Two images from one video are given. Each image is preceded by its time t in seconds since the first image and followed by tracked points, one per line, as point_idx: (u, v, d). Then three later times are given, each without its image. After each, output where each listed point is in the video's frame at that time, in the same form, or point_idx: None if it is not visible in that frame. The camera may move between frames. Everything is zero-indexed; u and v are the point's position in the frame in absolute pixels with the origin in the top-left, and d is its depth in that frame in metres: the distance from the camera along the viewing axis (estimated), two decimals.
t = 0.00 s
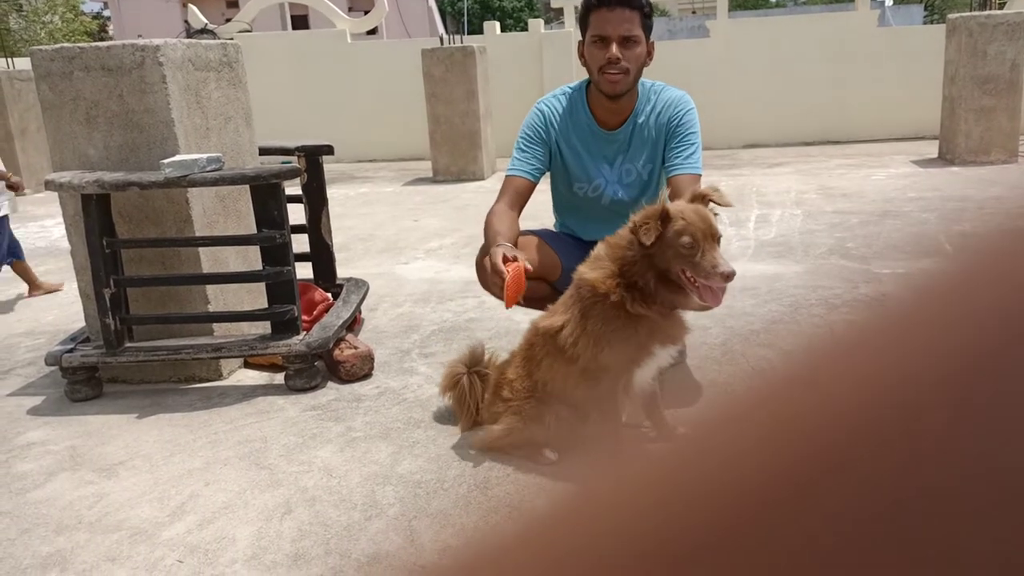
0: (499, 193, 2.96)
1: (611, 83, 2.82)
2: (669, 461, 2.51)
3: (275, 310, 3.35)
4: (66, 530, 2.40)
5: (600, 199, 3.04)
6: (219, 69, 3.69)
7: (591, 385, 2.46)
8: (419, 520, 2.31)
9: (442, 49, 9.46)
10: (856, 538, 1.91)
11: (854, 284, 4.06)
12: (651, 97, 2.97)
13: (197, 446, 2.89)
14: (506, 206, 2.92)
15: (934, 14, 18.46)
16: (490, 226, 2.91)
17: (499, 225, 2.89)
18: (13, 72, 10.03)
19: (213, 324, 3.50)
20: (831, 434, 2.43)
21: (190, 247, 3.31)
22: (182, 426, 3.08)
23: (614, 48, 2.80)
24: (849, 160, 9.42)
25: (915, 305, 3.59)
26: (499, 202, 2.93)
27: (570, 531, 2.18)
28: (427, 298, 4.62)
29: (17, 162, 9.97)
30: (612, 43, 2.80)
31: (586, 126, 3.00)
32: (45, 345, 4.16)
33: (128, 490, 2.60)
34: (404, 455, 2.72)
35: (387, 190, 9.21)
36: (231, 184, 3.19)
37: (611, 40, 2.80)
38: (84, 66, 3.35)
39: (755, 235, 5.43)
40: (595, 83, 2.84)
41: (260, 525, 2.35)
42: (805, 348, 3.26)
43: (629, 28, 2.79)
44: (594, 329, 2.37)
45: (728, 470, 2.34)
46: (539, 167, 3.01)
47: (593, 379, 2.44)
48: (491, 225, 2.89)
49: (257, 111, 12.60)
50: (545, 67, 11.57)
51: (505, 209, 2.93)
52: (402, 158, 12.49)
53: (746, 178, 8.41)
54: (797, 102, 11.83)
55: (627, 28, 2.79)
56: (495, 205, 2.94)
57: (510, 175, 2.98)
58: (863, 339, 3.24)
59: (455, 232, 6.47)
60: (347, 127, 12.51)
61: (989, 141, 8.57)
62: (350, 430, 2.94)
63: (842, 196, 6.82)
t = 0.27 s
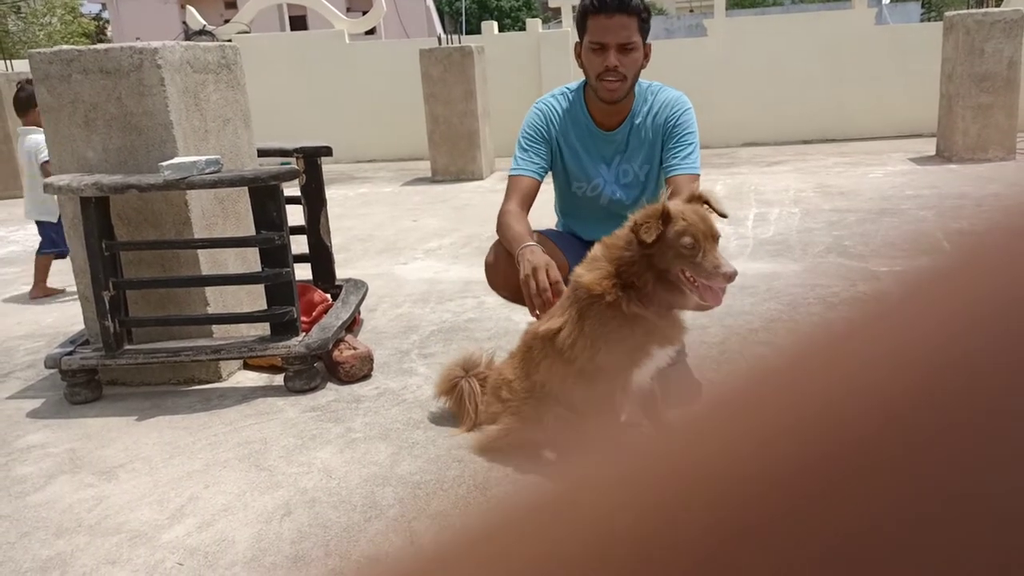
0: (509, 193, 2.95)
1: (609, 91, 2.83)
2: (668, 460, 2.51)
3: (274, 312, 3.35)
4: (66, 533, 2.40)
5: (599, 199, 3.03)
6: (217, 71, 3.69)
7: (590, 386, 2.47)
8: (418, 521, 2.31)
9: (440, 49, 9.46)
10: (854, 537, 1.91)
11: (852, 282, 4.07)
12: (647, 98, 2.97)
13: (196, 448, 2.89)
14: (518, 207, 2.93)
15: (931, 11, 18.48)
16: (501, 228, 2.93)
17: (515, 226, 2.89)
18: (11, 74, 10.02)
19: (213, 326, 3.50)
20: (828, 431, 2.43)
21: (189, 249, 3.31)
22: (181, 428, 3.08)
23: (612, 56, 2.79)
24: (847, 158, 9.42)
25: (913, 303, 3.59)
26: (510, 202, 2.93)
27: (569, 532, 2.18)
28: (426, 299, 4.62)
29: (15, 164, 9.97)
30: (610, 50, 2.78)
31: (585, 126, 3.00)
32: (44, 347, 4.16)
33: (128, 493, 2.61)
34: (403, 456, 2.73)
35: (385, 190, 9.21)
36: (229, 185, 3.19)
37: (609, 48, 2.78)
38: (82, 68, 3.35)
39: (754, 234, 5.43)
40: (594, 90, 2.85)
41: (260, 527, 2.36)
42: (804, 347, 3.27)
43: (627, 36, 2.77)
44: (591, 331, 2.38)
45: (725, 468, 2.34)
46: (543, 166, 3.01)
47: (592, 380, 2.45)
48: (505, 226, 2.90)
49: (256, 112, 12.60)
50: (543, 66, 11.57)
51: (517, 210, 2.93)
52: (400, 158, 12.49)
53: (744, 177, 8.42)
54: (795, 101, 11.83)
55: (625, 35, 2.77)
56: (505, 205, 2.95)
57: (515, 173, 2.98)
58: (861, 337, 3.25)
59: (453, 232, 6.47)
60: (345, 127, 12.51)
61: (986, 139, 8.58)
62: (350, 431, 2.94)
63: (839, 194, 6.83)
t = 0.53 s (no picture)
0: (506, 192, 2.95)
1: (609, 94, 2.83)
2: (668, 459, 2.50)
3: (272, 314, 3.35)
4: (64, 537, 2.39)
5: (597, 196, 3.03)
6: (213, 73, 3.68)
7: (589, 386, 2.46)
8: (416, 522, 2.31)
9: (436, 50, 9.46)
10: (857, 536, 1.90)
11: (850, 280, 4.07)
12: (646, 97, 2.97)
13: (194, 451, 2.89)
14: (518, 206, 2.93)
15: (927, 8, 18.49)
16: (502, 228, 2.93)
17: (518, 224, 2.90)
18: (8, 77, 10.02)
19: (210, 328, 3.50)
20: (828, 429, 2.43)
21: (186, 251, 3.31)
22: (179, 431, 3.08)
23: (614, 58, 2.78)
24: (844, 156, 9.43)
25: (911, 300, 3.59)
26: (509, 199, 2.93)
27: (570, 533, 2.17)
28: (424, 299, 4.62)
29: (13, 167, 9.96)
30: (612, 54, 2.78)
31: (584, 124, 3.00)
32: (42, 351, 4.15)
33: (125, 496, 2.60)
34: (401, 457, 2.72)
35: (383, 191, 9.21)
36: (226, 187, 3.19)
37: (611, 51, 2.78)
38: (78, 71, 3.35)
39: (751, 232, 5.43)
40: (594, 93, 2.84)
41: (258, 529, 2.35)
42: (802, 344, 3.27)
43: (629, 39, 2.76)
44: (591, 330, 2.37)
45: (724, 467, 2.34)
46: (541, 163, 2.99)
47: (590, 380, 2.44)
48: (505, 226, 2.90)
49: (253, 114, 12.60)
50: (539, 66, 11.57)
51: (517, 208, 2.93)
52: (398, 159, 12.48)
53: (741, 175, 8.42)
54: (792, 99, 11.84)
55: (626, 38, 2.76)
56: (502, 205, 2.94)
57: (514, 172, 2.97)
58: (859, 334, 3.25)
59: (451, 233, 6.46)
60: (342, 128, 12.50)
61: (983, 136, 8.58)
62: (348, 433, 2.94)
63: (837, 192, 6.83)
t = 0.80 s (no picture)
0: (503, 192, 2.95)
1: (614, 94, 2.82)
2: (668, 457, 2.50)
3: (272, 314, 3.35)
4: (65, 538, 2.39)
5: (599, 195, 3.03)
6: (211, 74, 3.68)
7: (588, 385, 2.48)
8: (418, 521, 2.31)
9: (434, 49, 9.45)
10: (859, 533, 1.90)
11: (849, 277, 4.07)
12: (648, 96, 2.97)
13: (195, 451, 2.89)
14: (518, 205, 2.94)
15: (925, 6, 18.51)
16: (501, 227, 2.94)
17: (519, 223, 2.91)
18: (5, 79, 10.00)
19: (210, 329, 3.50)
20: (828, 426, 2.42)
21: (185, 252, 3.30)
22: (179, 432, 3.08)
23: (620, 58, 2.77)
24: (842, 154, 9.43)
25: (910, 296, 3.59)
26: (506, 200, 2.93)
27: (571, 532, 2.16)
28: (423, 299, 4.62)
29: (11, 169, 9.95)
30: (619, 55, 2.77)
31: (586, 123, 3.00)
32: (42, 353, 4.15)
33: (126, 497, 2.60)
34: (402, 457, 2.72)
35: (382, 191, 9.21)
36: (225, 188, 3.19)
37: (617, 51, 2.77)
38: (76, 73, 3.35)
39: (750, 230, 5.44)
40: (599, 92, 2.83)
41: (259, 530, 2.35)
42: (802, 341, 3.27)
43: (636, 39, 2.76)
44: (589, 327, 2.37)
45: (720, 465, 2.35)
46: (540, 163, 3.00)
47: (590, 378, 2.45)
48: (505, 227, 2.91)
49: (251, 114, 12.59)
50: (537, 65, 11.57)
51: (517, 208, 2.93)
52: (397, 159, 12.47)
53: (740, 173, 8.42)
54: (790, 96, 11.84)
55: (633, 39, 2.75)
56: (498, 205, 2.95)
57: (512, 171, 2.98)
58: (857, 331, 3.26)
59: (450, 232, 6.46)
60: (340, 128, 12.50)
61: (981, 132, 8.58)
62: (348, 433, 2.94)
63: (835, 189, 6.84)
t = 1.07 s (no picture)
0: (516, 194, 2.94)
1: (619, 89, 2.81)
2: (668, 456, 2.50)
3: (272, 314, 3.35)
4: (66, 538, 2.40)
5: (602, 193, 3.04)
6: (210, 74, 3.68)
7: (588, 384, 2.48)
8: (419, 521, 2.31)
9: (434, 49, 9.46)
10: (860, 533, 1.89)
11: (849, 275, 4.07)
12: (652, 93, 2.97)
13: (196, 451, 2.89)
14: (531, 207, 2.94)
15: (924, 4, 18.52)
16: (512, 228, 2.94)
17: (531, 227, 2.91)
18: (4, 79, 10.00)
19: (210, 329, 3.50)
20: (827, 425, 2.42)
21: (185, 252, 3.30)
22: (180, 432, 3.08)
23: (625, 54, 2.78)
24: (842, 152, 9.43)
25: (910, 293, 3.59)
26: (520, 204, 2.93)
27: (570, 532, 2.16)
28: (423, 299, 4.62)
29: (10, 169, 9.95)
30: (624, 49, 2.77)
31: (591, 120, 2.99)
32: (42, 353, 4.15)
33: (127, 497, 2.60)
34: (403, 456, 2.73)
35: (382, 190, 9.21)
36: (225, 188, 3.19)
37: (622, 46, 2.76)
38: (76, 73, 3.35)
39: (750, 228, 5.44)
40: (603, 88, 2.83)
41: (260, 530, 2.35)
42: (802, 340, 3.27)
43: (641, 34, 2.75)
44: (589, 326, 2.37)
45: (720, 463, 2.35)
46: (545, 162, 2.98)
47: (591, 377, 2.45)
48: (518, 229, 2.90)
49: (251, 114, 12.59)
50: (537, 64, 11.57)
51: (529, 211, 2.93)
52: (396, 158, 12.47)
53: (740, 172, 8.42)
54: (789, 94, 11.84)
55: (638, 34, 2.75)
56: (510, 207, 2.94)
57: (518, 168, 2.97)
58: (857, 328, 3.26)
59: (450, 232, 6.46)
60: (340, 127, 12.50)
61: (980, 130, 8.58)
62: (349, 433, 2.94)
63: (835, 187, 6.84)
